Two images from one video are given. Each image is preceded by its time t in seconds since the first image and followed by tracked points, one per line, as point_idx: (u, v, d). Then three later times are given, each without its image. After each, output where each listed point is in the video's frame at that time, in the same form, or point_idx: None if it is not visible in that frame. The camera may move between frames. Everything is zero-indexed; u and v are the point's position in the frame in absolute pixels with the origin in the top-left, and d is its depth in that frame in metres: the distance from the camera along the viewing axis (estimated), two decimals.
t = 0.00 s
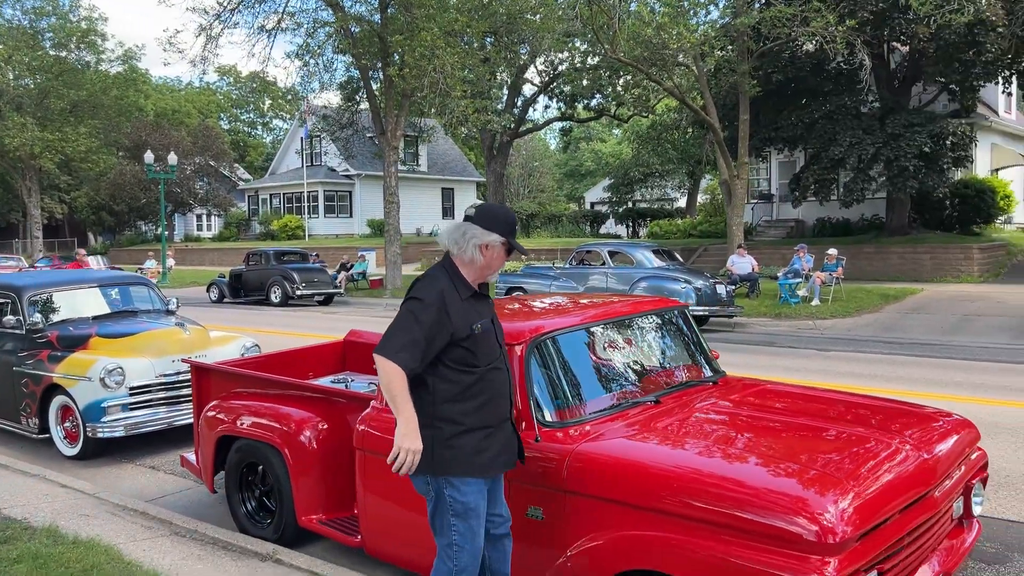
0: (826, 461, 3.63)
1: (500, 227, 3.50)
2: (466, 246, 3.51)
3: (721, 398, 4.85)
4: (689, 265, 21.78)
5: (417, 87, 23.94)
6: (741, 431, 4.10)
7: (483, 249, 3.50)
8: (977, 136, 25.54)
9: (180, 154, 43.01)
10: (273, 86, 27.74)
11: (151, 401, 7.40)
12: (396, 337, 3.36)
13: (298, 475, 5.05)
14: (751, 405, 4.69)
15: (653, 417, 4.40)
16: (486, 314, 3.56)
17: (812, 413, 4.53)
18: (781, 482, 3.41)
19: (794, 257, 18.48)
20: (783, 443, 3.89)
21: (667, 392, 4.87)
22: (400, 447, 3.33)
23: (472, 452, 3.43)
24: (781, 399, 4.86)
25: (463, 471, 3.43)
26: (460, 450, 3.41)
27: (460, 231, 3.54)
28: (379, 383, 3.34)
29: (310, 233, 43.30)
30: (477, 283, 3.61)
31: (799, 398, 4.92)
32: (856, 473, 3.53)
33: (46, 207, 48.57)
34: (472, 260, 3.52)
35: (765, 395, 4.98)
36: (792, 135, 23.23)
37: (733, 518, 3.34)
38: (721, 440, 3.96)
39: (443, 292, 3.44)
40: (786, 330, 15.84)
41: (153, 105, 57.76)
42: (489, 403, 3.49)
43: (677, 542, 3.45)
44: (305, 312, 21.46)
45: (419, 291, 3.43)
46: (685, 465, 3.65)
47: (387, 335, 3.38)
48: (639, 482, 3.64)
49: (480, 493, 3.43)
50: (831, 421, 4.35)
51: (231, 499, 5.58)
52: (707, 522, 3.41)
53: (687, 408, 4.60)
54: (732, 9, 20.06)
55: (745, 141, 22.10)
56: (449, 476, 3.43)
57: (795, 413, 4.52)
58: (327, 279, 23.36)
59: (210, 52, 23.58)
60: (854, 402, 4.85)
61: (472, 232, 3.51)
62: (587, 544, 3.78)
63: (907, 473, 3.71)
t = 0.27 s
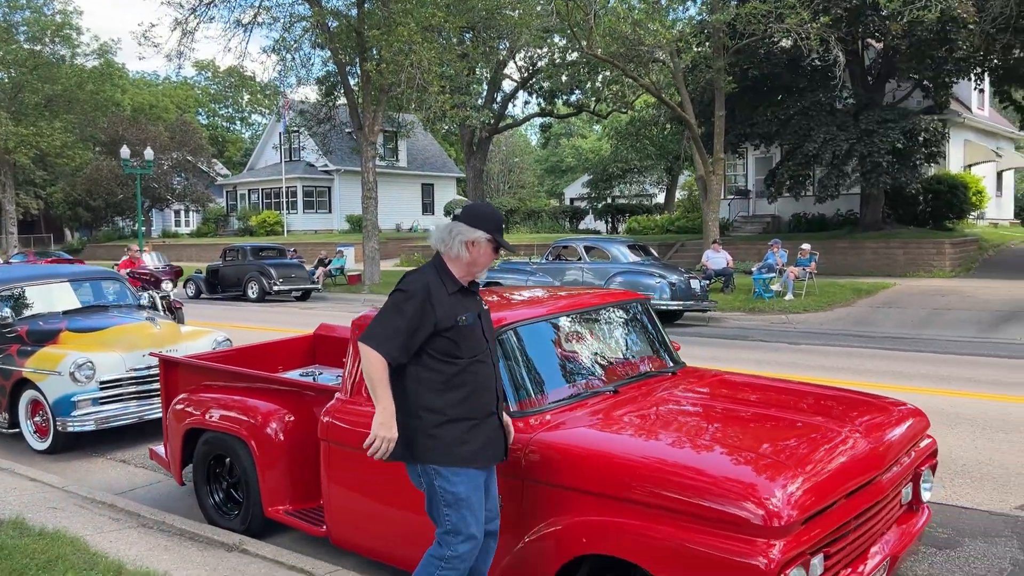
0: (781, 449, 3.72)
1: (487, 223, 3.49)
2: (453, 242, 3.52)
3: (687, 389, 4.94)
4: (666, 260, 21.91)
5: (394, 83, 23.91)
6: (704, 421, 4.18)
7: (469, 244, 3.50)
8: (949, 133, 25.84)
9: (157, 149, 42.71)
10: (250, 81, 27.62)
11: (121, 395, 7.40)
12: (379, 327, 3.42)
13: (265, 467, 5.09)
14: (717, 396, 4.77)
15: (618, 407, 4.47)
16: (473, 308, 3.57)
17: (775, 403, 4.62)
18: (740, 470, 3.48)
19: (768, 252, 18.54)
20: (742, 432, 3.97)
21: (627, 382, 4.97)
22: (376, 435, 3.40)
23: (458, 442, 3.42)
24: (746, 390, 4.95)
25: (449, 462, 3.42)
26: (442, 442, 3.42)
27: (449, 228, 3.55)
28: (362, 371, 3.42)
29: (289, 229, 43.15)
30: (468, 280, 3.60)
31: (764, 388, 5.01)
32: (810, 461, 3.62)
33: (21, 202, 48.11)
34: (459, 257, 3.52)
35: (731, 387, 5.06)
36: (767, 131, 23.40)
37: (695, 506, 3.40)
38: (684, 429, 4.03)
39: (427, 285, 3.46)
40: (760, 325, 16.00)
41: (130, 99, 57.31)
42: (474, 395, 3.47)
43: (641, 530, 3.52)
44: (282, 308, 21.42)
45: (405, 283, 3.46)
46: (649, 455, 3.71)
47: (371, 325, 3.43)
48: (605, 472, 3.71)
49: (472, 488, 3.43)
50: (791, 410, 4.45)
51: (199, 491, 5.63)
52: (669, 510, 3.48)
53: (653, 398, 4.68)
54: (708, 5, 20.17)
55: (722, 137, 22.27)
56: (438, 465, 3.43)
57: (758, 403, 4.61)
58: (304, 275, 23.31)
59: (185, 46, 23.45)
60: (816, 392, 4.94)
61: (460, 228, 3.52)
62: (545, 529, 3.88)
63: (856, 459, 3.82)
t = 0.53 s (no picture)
0: (744, 442, 3.82)
1: (476, 218, 3.54)
2: (445, 235, 3.58)
3: (656, 384, 5.03)
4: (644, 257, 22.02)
5: (373, 79, 23.86)
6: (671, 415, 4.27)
7: (460, 238, 3.55)
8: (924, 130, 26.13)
9: (135, 145, 42.38)
10: (229, 77, 27.48)
11: (96, 392, 7.41)
12: (375, 313, 3.46)
13: (237, 462, 5.14)
14: (686, 391, 4.86)
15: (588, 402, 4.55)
16: (464, 302, 3.61)
17: (742, 398, 4.72)
18: (704, 462, 3.57)
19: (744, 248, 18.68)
20: (708, 426, 4.06)
21: (594, 376, 5.06)
22: (375, 419, 3.40)
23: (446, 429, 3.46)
24: (715, 385, 5.05)
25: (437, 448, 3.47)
26: (431, 427, 3.44)
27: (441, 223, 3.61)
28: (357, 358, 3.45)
29: (268, 225, 42.96)
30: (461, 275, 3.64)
31: (732, 383, 5.11)
32: (771, 453, 3.73)
33: None
34: (451, 249, 3.57)
35: (701, 382, 5.15)
36: (744, 128, 23.53)
37: (662, 497, 3.48)
38: (652, 423, 4.11)
39: (420, 275, 3.51)
40: (736, 320, 16.16)
41: (108, 95, 56.83)
42: (462, 385, 3.50)
43: (610, 521, 3.59)
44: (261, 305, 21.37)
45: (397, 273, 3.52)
46: (618, 448, 3.78)
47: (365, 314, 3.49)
48: (576, 465, 3.77)
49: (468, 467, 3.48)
50: (757, 403, 4.56)
51: (172, 486, 5.67)
52: (637, 501, 3.55)
53: (623, 393, 4.76)
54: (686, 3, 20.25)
55: (700, 135, 22.37)
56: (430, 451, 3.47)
57: (725, 398, 4.71)
58: (283, 272, 23.26)
59: (163, 42, 23.30)
60: (782, 387, 5.05)
61: (451, 224, 3.58)
62: (510, 521, 3.97)
63: (812, 452, 3.94)
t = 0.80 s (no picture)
0: (716, 432, 3.92)
1: (489, 223, 3.58)
2: (459, 237, 3.63)
3: (631, 376, 5.13)
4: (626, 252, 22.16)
5: (356, 75, 23.84)
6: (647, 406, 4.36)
7: (472, 241, 3.61)
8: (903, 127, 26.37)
9: (115, 141, 42.12)
10: (211, 72, 27.38)
11: (78, 386, 7.44)
12: (389, 308, 3.51)
13: (219, 455, 5.21)
14: (662, 382, 4.96)
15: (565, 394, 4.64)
16: (471, 305, 3.67)
17: (715, 389, 4.83)
18: (680, 452, 3.65)
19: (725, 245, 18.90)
20: (681, 416, 4.16)
21: (570, 368, 5.16)
22: (402, 415, 3.45)
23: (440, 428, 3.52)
24: (689, 377, 5.15)
25: (426, 447, 3.53)
26: (431, 423, 3.51)
27: (454, 225, 3.66)
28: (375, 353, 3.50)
29: (251, 221, 42.82)
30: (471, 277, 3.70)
31: (707, 375, 5.22)
32: (743, 443, 3.83)
33: None
34: (464, 252, 3.62)
35: (675, 374, 5.26)
36: (725, 125, 23.68)
37: (638, 486, 3.56)
38: (628, 414, 4.20)
39: (434, 276, 3.56)
40: (716, 315, 16.32)
41: (89, 90, 56.45)
42: (462, 387, 3.56)
43: (588, 510, 3.66)
44: (244, 301, 21.35)
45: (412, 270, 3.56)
46: (595, 439, 3.85)
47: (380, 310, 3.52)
48: (554, 454, 3.85)
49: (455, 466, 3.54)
50: (729, 394, 4.67)
51: (155, 479, 5.73)
52: (614, 491, 3.63)
53: (600, 385, 4.85)
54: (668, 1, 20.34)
55: (682, 132, 22.45)
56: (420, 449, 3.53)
57: (699, 389, 4.81)
58: (266, 268, 23.25)
59: (144, 37, 23.19)
60: (754, 378, 5.17)
61: (463, 226, 3.64)
62: (487, 509, 4.07)
63: (781, 440, 4.06)
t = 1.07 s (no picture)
0: (691, 427, 3.97)
1: (502, 229, 3.59)
2: (471, 241, 3.62)
3: (609, 372, 5.17)
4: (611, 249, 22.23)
5: (340, 71, 23.79)
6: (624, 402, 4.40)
7: (485, 246, 3.61)
8: (885, 124, 26.56)
9: (98, 137, 41.84)
10: (195, 67, 27.27)
11: (57, 384, 7.44)
12: (400, 312, 3.50)
13: (197, 453, 5.23)
14: (640, 379, 5.01)
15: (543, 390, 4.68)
16: (480, 308, 3.68)
17: (691, 385, 4.89)
18: (657, 449, 3.70)
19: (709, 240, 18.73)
20: (658, 412, 4.20)
21: (545, 364, 5.20)
22: (414, 416, 3.47)
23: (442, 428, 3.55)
24: (667, 373, 5.20)
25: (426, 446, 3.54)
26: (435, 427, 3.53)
27: (467, 228, 3.65)
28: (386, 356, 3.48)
29: (236, 217, 42.68)
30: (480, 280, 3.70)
31: (684, 372, 5.28)
32: (716, 440, 3.89)
33: None
34: (475, 257, 3.62)
35: (653, 370, 5.31)
36: (708, 122, 23.81)
37: (614, 482, 3.60)
38: (607, 411, 4.24)
39: (447, 280, 3.55)
40: (698, 311, 16.42)
41: (72, 85, 56.03)
42: (466, 390, 3.60)
43: (565, 507, 3.70)
44: (227, 298, 21.31)
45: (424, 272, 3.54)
46: (574, 435, 3.89)
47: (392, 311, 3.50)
48: (533, 451, 3.88)
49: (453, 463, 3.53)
50: (704, 390, 4.73)
51: (134, 476, 5.75)
52: (592, 487, 3.67)
53: (578, 381, 4.89)
54: None
55: (665, 129, 22.51)
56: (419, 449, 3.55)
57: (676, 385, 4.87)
58: (250, 264, 23.20)
59: (126, 32, 23.06)
60: (729, 374, 5.23)
61: (476, 229, 3.63)
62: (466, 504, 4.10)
63: (752, 436, 4.12)
